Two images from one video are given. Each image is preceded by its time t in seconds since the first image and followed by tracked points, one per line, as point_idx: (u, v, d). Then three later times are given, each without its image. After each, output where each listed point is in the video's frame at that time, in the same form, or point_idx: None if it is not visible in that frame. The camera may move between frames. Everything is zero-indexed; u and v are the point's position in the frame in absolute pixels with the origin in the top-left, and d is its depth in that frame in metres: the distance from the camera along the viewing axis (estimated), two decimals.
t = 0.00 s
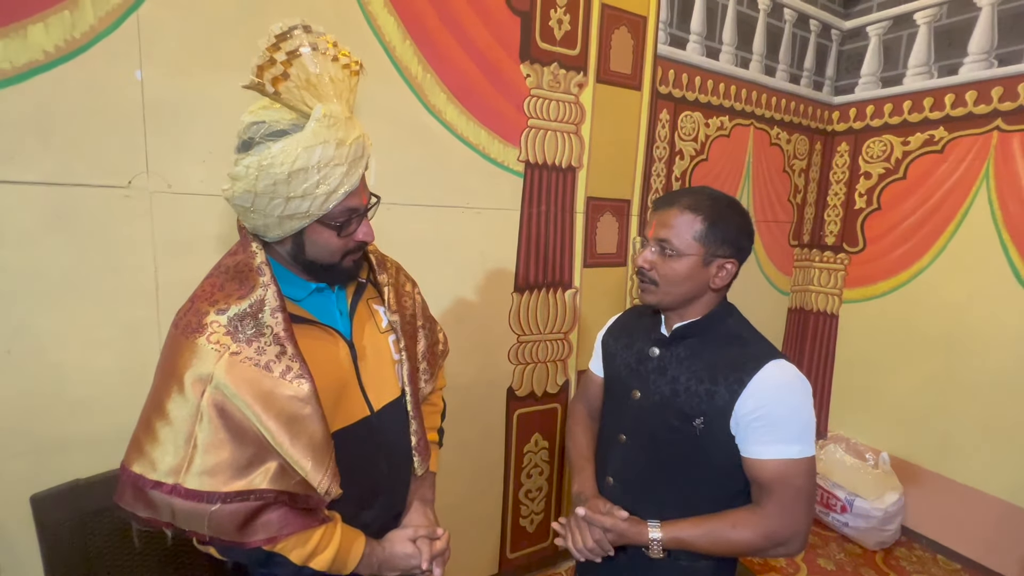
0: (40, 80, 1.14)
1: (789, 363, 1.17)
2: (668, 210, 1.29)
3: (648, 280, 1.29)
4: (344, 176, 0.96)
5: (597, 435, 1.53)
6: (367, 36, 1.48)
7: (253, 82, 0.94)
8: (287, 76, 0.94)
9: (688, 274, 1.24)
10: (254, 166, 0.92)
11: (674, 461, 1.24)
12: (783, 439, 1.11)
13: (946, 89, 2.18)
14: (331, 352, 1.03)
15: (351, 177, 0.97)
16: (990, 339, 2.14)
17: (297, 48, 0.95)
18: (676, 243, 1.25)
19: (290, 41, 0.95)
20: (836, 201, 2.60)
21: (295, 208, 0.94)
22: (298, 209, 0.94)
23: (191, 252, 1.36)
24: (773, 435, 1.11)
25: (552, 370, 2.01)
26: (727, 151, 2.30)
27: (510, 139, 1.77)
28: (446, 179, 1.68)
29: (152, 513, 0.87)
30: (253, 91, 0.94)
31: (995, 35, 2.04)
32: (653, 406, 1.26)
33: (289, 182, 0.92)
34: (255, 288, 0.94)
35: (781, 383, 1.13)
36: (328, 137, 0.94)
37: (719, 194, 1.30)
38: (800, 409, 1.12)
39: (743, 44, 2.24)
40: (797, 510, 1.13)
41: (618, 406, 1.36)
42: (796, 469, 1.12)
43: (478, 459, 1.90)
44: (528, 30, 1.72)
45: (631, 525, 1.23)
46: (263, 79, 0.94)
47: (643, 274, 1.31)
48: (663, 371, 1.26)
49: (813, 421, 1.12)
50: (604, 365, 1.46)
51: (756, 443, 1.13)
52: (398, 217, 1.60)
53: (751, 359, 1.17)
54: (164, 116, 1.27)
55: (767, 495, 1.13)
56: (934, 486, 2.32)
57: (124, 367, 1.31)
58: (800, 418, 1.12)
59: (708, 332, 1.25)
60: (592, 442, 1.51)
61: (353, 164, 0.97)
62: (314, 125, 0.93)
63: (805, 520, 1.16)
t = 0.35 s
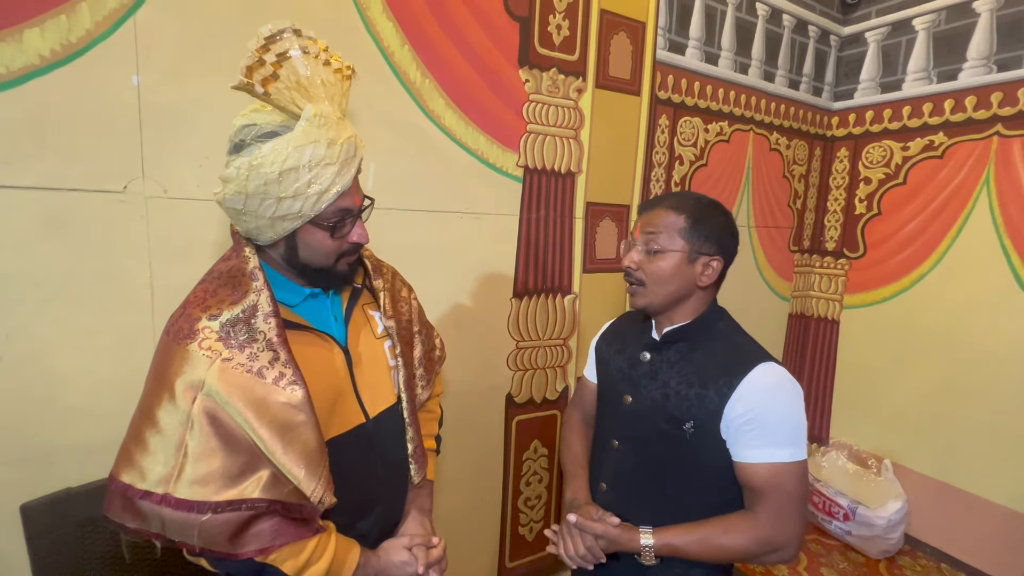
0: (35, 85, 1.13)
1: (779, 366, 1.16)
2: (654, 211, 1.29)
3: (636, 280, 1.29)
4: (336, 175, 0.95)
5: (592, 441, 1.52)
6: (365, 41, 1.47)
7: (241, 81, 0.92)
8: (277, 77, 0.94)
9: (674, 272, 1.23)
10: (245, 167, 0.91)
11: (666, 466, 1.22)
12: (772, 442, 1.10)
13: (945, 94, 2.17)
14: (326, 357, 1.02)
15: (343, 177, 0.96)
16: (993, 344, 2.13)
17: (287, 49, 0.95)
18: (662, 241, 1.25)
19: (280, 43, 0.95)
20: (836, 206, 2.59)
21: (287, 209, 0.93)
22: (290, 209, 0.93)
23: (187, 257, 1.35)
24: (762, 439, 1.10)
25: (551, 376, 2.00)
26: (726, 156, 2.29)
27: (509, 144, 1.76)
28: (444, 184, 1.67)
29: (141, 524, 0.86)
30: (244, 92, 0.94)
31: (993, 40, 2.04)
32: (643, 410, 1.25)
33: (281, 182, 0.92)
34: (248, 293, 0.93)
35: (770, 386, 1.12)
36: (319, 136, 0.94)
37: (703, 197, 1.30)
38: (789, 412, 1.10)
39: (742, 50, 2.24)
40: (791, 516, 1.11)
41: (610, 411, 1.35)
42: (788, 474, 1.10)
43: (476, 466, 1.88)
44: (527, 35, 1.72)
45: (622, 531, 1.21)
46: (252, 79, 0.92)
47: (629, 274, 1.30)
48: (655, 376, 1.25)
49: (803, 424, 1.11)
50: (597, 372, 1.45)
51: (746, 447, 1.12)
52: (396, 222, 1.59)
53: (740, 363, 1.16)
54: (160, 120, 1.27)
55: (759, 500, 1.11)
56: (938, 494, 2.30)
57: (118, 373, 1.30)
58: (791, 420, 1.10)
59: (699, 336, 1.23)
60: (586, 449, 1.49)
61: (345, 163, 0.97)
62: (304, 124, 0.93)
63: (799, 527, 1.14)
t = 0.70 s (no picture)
0: (37, 92, 1.14)
1: (763, 367, 1.16)
2: (640, 217, 1.30)
3: (622, 286, 1.30)
4: (328, 173, 0.97)
5: (582, 445, 1.52)
6: (365, 49, 1.49)
7: (234, 83, 0.96)
8: (270, 80, 0.98)
9: (659, 278, 1.24)
10: (238, 166, 0.93)
11: (654, 468, 1.23)
12: (757, 444, 1.10)
13: (941, 101, 2.19)
14: (321, 361, 1.02)
15: (336, 174, 0.98)
16: (990, 349, 2.13)
17: (280, 55, 1.00)
18: (647, 248, 1.26)
19: (273, 49, 0.99)
20: (834, 212, 2.60)
21: (280, 206, 0.94)
22: (283, 207, 0.94)
23: (185, 263, 1.35)
24: (747, 441, 1.11)
25: (549, 381, 2.00)
26: (724, 162, 2.30)
27: (507, 150, 1.78)
28: (443, 190, 1.68)
29: (133, 526, 0.86)
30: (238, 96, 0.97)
31: (988, 48, 2.06)
32: (631, 413, 1.26)
33: (273, 179, 0.93)
34: (244, 296, 0.94)
35: (753, 387, 1.12)
36: (311, 135, 0.96)
37: (689, 203, 1.31)
38: (773, 414, 1.11)
39: (738, 57, 2.25)
40: (778, 515, 1.11)
41: (598, 414, 1.36)
42: (773, 475, 1.10)
43: (474, 472, 1.88)
44: (526, 42, 1.74)
45: (614, 535, 1.22)
46: (244, 81, 0.96)
47: (616, 280, 1.31)
48: (641, 379, 1.26)
49: (787, 425, 1.11)
50: (586, 376, 1.44)
51: (731, 450, 1.12)
52: (394, 227, 1.60)
53: (722, 364, 1.17)
54: (160, 127, 1.28)
55: (744, 502, 1.12)
56: (937, 499, 2.29)
57: (115, 378, 1.30)
58: (775, 422, 1.11)
59: (686, 337, 1.24)
60: (576, 453, 1.50)
61: (337, 161, 0.98)
62: (295, 123, 0.96)
63: (785, 526, 1.14)
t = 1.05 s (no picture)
0: (37, 94, 1.14)
1: (751, 368, 1.18)
2: (635, 222, 1.28)
3: (619, 291, 1.28)
4: (327, 173, 0.97)
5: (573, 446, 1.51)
6: (365, 52, 1.49)
7: (233, 83, 0.96)
8: (269, 79, 0.98)
9: (658, 285, 1.24)
10: (237, 166, 0.93)
11: (646, 469, 1.23)
12: (746, 442, 1.12)
13: (940, 104, 2.19)
14: (319, 362, 1.02)
15: (335, 175, 0.97)
16: (991, 352, 2.13)
17: (280, 55, 1.00)
18: (645, 255, 1.25)
19: (273, 49, 0.99)
20: (834, 215, 2.60)
21: (278, 207, 0.94)
22: (282, 207, 0.94)
23: (184, 265, 1.35)
24: (735, 439, 1.12)
25: (549, 384, 2.00)
26: (723, 165, 2.31)
27: (506, 152, 1.78)
28: (443, 192, 1.68)
29: (128, 531, 0.86)
30: (238, 96, 0.97)
31: (986, 51, 2.06)
32: (621, 413, 1.26)
33: (271, 179, 0.93)
34: (240, 297, 0.94)
35: (741, 387, 1.14)
36: (310, 135, 0.96)
37: (683, 206, 1.30)
38: (761, 413, 1.12)
39: (738, 60, 2.26)
40: (767, 513, 1.13)
41: (589, 415, 1.36)
42: (761, 473, 1.12)
43: (474, 476, 1.87)
44: (526, 45, 1.74)
45: (604, 534, 1.21)
46: (244, 81, 0.96)
47: (613, 285, 1.29)
48: (632, 380, 1.26)
49: (774, 424, 1.13)
50: (577, 376, 1.44)
51: (720, 448, 1.13)
52: (394, 229, 1.60)
53: (710, 364, 1.18)
54: (160, 129, 1.28)
55: (732, 499, 1.13)
56: (939, 503, 2.29)
57: (113, 380, 1.30)
58: (763, 421, 1.12)
59: (675, 338, 1.25)
60: (568, 454, 1.49)
61: (337, 162, 0.98)
62: (295, 123, 0.96)
63: (773, 524, 1.15)
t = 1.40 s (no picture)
0: (38, 99, 1.15)
1: (741, 366, 1.18)
2: (618, 225, 1.29)
3: (606, 293, 1.29)
4: (326, 178, 0.97)
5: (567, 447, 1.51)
6: (365, 57, 1.50)
7: (233, 88, 0.97)
8: (270, 84, 0.98)
9: (642, 283, 1.24)
10: (236, 170, 0.94)
11: (642, 470, 1.23)
12: (737, 440, 1.12)
13: (938, 108, 2.20)
14: (319, 366, 1.02)
15: (334, 180, 0.98)
16: (990, 356, 2.13)
17: (280, 60, 1.00)
18: (627, 254, 1.25)
19: (274, 54, 1.00)
20: (833, 218, 2.60)
21: (277, 211, 0.95)
22: (281, 211, 0.95)
23: (185, 268, 1.35)
24: (727, 437, 1.12)
25: (548, 388, 2.00)
26: (722, 169, 2.31)
27: (506, 156, 1.78)
28: (443, 196, 1.69)
29: (125, 537, 0.86)
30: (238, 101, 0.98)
31: (983, 55, 2.07)
32: (615, 414, 1.26)
33: (270, 183, 0.94)
34: (239, 301, 0.94)
35: (732, 385, 1.14)
36: (309, 140, 0.96)
37: (665, 207, 1.31)
38: (752, 410, 1.13)
39: (736, 64, 2.27)
40: (759, 510, 1.13)
41: (583, 416, 1.36)
42: (753, 469, 1.12)
43: (474, 479, 1.87)
44: (525, 50, 1.75)
45: (600, 534, 1.22)
46: (243, 86, 0.97)
47: (599, 287, 1.30)
48: (625, 381, 1.27)
49: (765, 421, 1.13)
50: (569, 379, 1.44)
51: (712, 446, 1.14)
52: (393, 233, 1.60)
53: (703, 363, 1.18)
54: (160, 133, 1.28)
55: (725, 497, 1.13)
56: (939, 507, 2.28)
57: (113, 383, 1.30)
58: (754, 419, 1.12)
59: (666, 339, 1.26)
60: (562, 456, 1.50)
61: (336, 167, 0.98)
62: (294, 128, 0.96)
63: (765, 520, 1.16)
